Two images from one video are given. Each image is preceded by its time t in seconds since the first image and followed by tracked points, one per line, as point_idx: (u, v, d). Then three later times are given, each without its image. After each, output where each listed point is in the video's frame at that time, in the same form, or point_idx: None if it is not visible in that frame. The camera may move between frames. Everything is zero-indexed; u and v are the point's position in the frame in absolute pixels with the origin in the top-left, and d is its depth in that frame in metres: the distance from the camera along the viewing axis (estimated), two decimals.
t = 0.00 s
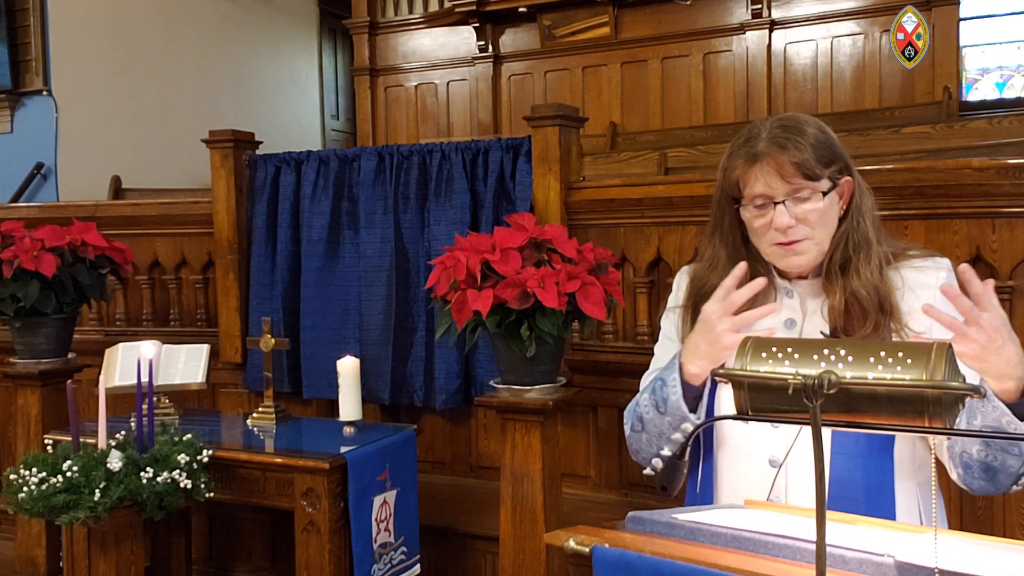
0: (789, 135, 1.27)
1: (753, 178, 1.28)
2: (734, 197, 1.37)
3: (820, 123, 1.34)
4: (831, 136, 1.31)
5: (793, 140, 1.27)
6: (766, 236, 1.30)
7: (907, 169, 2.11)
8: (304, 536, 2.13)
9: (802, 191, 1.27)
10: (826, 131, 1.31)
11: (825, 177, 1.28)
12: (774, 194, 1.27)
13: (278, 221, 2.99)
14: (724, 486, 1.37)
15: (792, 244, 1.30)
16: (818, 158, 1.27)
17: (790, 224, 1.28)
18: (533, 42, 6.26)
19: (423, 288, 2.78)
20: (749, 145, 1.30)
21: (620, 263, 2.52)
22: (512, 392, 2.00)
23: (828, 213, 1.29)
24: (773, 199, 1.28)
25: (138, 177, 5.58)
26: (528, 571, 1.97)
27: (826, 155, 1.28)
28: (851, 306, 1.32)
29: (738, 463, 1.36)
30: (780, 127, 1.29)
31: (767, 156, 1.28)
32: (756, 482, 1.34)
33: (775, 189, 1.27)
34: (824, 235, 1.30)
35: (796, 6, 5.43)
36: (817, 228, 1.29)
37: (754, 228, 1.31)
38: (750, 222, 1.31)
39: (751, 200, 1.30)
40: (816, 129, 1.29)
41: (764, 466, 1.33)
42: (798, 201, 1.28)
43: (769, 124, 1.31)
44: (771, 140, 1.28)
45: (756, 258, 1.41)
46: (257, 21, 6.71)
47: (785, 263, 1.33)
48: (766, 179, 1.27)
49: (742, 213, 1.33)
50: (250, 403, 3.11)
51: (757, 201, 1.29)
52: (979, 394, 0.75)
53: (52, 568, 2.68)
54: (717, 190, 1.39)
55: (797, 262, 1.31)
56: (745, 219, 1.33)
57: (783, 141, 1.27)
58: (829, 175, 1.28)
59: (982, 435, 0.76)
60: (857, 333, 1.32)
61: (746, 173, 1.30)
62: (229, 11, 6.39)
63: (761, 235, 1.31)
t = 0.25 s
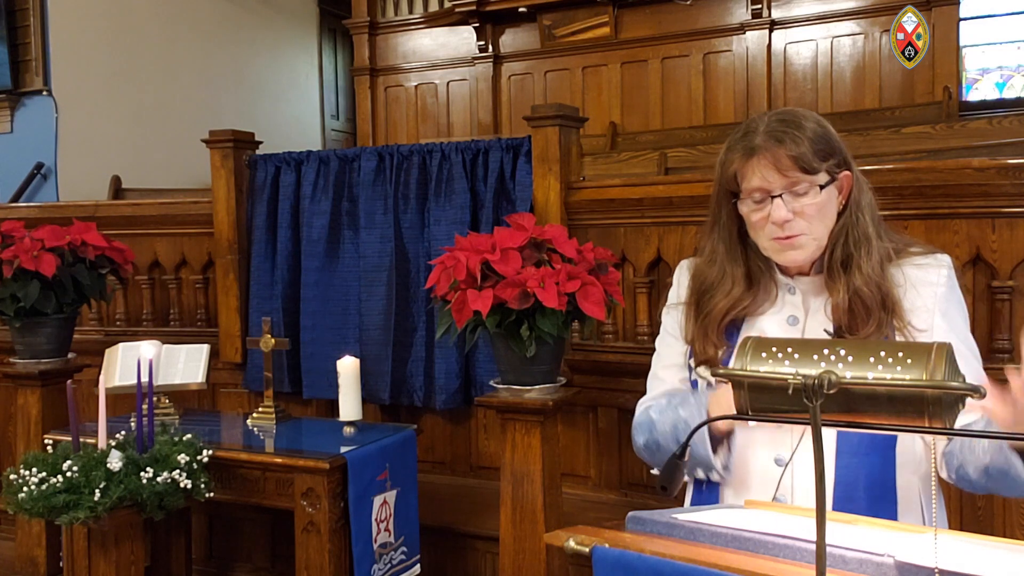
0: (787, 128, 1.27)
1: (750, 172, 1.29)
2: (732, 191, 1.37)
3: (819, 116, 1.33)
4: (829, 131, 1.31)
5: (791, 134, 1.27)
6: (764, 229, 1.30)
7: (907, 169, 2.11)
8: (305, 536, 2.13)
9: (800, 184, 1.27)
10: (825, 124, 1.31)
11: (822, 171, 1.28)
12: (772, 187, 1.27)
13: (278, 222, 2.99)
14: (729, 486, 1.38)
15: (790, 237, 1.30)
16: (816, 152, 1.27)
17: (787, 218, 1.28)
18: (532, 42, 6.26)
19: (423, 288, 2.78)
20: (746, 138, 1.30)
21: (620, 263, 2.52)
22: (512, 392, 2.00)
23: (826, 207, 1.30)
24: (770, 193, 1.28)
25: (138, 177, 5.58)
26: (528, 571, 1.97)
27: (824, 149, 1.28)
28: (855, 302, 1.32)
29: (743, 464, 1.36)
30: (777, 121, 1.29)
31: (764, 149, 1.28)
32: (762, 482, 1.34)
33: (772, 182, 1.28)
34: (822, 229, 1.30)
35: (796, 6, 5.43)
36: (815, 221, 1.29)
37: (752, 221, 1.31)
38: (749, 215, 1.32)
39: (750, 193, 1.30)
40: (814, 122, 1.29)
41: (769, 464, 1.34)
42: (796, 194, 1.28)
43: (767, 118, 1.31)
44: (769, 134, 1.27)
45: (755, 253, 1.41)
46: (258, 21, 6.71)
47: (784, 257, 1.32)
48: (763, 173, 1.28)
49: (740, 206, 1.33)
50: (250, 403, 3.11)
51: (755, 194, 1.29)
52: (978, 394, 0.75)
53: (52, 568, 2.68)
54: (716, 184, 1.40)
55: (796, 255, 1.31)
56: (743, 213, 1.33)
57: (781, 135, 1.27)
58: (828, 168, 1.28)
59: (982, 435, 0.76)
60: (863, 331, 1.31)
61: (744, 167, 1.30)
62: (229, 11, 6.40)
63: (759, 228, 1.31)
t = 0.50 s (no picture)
0: (791, 117, 1.28)
1: (753, 158, 1.28)
2: (733, 181, 1.37)
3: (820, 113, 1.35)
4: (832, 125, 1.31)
5: (795, 123, 1.27)
6: (764, 219, 1.29)
7: (907, 169, 2.11)
8: (304, 536, 2.13)
9: (802, 172, 1.27)
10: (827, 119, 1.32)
11: (825, 161, 1.28)
12: (774, 174, 1.27)
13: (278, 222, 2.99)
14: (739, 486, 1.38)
15: (790, 227, 1.28)
16: (820, 143, 1.28)
17: (788, 206, 1.27)
18: (532, 42, 6.26)
19: (423, 288, 2.78)
20: (750, 127, 1.30)
21: (620, 263, 2.52)
22: (512, 392, 2.00)
23: (827, 199, 1.29)
24: (771, 179, 1.27)
25: (138, 177, 5.58)
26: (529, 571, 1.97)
27: (827, 140, 1.28)
28: (862, 304, 1.31)
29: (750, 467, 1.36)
30: (780, 111, 1.30)
31: (767, 137, 1.28)
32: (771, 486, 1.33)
33: (775, 169, 1.27)
34: (823, 221, 1.29)
35: (796, 6, 5.43)
36: (816, 211, 1.28)
37: (752, 211, 1.30)
38: (749, 204, 1.31)
39: (750, 180, 1.29)
40: (817, 115, 1.30)
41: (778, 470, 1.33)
42: (798, 182, 1.27)
43: (770, 109, 1.32)
44: (772, 122, 1.28)
45: (754, 250, 1.41)
46: (258, 21, 6.71)
47: (782, 249, 1.30)
48: (765, 158, 1.27)
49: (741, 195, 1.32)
50: (250, 403, 3.11)
51: (756, 181, 1.28)
52: (978, 393, 0.75)
53: (52, 568, 2.68)
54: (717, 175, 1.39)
55: (796, 246, 1.29)
56: (743, 202, 1.33)
57: (784, 122, 1.27)
58: (830, 160, 1.28)
59: (982, 435, 0.76)
60: (869, 333, 1.32)
61: (746, 153, 1.30)
62: (229, 11, 6.40)
63: (758, 218, 1.30)
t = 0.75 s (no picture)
0: (795, 112, 1.29)
1: (756, 148, 1.29)
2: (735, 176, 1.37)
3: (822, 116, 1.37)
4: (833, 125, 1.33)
5: (798, 117, 1.29)
6: (765, 211, 1.28)
7: (907, 169, 2.11)
8: (304, 536, 2.13)
9: (804, 166, 1.27)
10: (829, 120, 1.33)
11: (829, 157, 1.28)
12: (777, 165, 1.27)
13: (278, 222, 2.99)
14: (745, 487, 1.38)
15: (790, 221, 1.28)
16: (823, 139, 1.28)
17: (790, 198, 1.27)
18: (532, 42, 6.26)
19: (423, 288, 2.78)
20: (754, 121, 1.31)
21: (620, 263, 2.52)
22: (512, 392, 2.00)
23: (828, 195, 1.29)
24: (774, 170, 1.28)
25: (138, 177, 5.58)
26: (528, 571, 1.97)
27: (830, 137, 1.29)
28: (866, 307, 1.32)
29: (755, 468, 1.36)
30: (784, 107, 1.31)
31: (771, 130, 1.29)
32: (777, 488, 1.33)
33: (778, 161, 1.27)
34: (824, 217, 1.29)
35: (796, 6, 5.43)
36: (817, 206, 1.28)
37: (752, 204, 1.30)
38: (750, 197, 1.31)
39: (752, 172, 1.30)
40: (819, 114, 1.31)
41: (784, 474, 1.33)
42: (801, 175, 1.27)
43: (774, 106, 1.33)
44: (776, 115, 1.29)
45: (754, 250, 1.41)
46: (257, 21, 6.71)
47: (781, 245, 1.29)
48: (769, 148, 1.28)
49: (742, 188, 1.32)
50: (250, 403, 3.11)
51: (758, 172, 1.29)
52: (978, 394, 0.75)
53: (52, 568, 2.68)
54: (718, 171, 1.39)
55: (796, 241, 1.28)
56: (744, 196, 1.32)
57: (789, 115, 1.29)
58: (832, 156, 1.28)
59: (982, 435, 0.76)
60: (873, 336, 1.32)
61: (749, 145, 1.30)
62: (229, 11, 6.40)
63: (759, 212, 1.29)
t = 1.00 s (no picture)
0: (791, 132, 1.25)
1: (755, 176, 1.26)
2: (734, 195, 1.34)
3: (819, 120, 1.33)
4: (830, 134, 1.30)
5: (796, 139, 1.25)
6: (767, 236, 1.29)
7: (907, 169, 2.11)
8: (304, 536, 2.13)
9: (805, 190, 1.26)
10: (827, 128, 1.30)
11: (828, 175, 1.26)
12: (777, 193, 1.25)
13: (278, 222, 2.99)
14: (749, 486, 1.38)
15: (793, 244, 1.29)
16: (821, 156, 1.26)
17: (791, 224, 1.27)
18: (533, 42, 6.26)
19: (423, 288, 2.78)
20: (750, 142, 1.27)
21: (620, 263, 2.52)
22: (512, 392, 2.00)
23: (830, 213, 1.28)
24: (774, 198, 1.26)
25: (138, 177, 5.58)
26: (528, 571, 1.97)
27: (829, 153, 1.27)
28: (866, 312, 1.33)
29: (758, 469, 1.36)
30: (780, 125, 1.27)
31: (768, 154, 1.25)
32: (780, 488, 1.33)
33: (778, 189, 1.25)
34: (826, 234, 1.29)
35: (796, 6, 5.43)
36: (820, 226, 1.28)
37: (753, 227, 1.30)
38: (751, 221, 1.30)
39: (752, 198, 1.28)
40: (816, 126, 1.28)
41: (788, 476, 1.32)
42: (800, 199, 1.26)
43: (770, 121, 1.29)
44: (773, 137, 1.26)
45: (754, 258, 1.41)
46: (257, 21, 6.71)
47: (787, 264, 1.31)
48: (768, 177, 1.25)
49: (743, 210, 1.31)
50: (250, 403, 3.11)
51: (758, 200, 1.27)
52: (978, 394, 0.75)
53: (52, 568, 2.68)
54: (716, 187, 1.37)
55: (800, 261, 1.30)
56: (744, 218, 1.31)
57: (786, 138, 1.25)
58: (831, 175, 1.26)
59: (983, 434, 0.76)
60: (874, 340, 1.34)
61: (748, 171, 1.27)
62: (229, 11, 6.40)
63: (761, 234, 1.29)
